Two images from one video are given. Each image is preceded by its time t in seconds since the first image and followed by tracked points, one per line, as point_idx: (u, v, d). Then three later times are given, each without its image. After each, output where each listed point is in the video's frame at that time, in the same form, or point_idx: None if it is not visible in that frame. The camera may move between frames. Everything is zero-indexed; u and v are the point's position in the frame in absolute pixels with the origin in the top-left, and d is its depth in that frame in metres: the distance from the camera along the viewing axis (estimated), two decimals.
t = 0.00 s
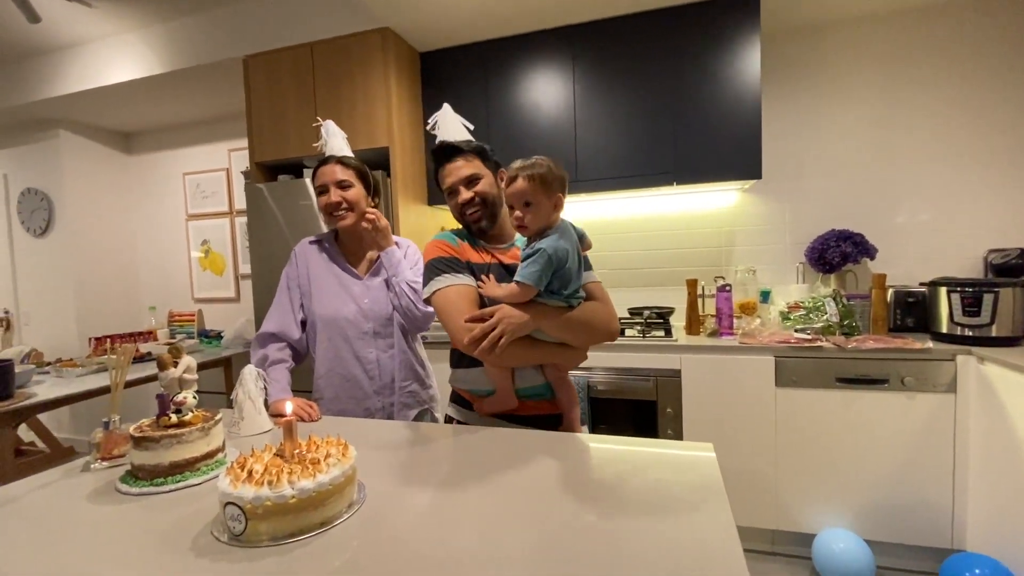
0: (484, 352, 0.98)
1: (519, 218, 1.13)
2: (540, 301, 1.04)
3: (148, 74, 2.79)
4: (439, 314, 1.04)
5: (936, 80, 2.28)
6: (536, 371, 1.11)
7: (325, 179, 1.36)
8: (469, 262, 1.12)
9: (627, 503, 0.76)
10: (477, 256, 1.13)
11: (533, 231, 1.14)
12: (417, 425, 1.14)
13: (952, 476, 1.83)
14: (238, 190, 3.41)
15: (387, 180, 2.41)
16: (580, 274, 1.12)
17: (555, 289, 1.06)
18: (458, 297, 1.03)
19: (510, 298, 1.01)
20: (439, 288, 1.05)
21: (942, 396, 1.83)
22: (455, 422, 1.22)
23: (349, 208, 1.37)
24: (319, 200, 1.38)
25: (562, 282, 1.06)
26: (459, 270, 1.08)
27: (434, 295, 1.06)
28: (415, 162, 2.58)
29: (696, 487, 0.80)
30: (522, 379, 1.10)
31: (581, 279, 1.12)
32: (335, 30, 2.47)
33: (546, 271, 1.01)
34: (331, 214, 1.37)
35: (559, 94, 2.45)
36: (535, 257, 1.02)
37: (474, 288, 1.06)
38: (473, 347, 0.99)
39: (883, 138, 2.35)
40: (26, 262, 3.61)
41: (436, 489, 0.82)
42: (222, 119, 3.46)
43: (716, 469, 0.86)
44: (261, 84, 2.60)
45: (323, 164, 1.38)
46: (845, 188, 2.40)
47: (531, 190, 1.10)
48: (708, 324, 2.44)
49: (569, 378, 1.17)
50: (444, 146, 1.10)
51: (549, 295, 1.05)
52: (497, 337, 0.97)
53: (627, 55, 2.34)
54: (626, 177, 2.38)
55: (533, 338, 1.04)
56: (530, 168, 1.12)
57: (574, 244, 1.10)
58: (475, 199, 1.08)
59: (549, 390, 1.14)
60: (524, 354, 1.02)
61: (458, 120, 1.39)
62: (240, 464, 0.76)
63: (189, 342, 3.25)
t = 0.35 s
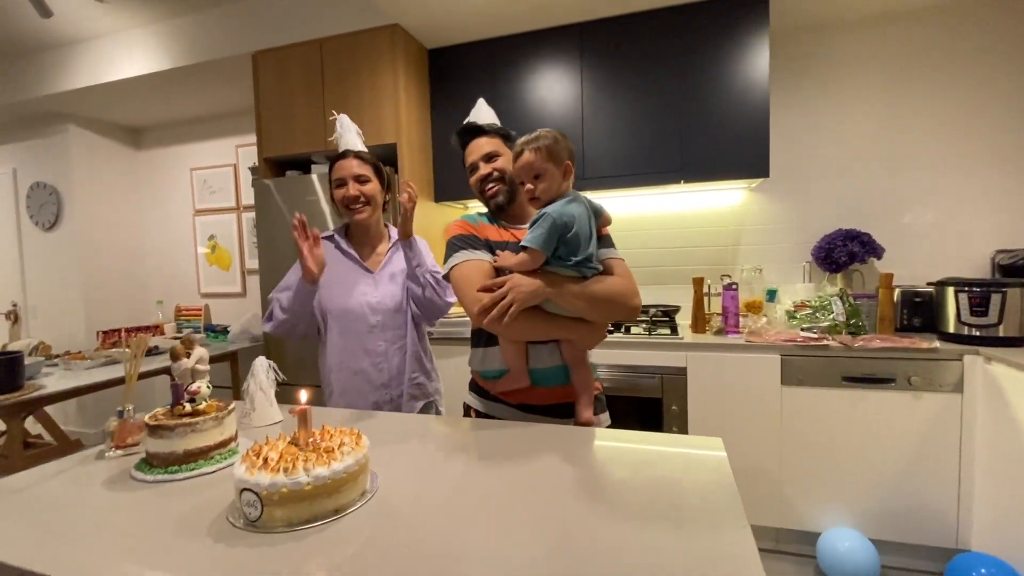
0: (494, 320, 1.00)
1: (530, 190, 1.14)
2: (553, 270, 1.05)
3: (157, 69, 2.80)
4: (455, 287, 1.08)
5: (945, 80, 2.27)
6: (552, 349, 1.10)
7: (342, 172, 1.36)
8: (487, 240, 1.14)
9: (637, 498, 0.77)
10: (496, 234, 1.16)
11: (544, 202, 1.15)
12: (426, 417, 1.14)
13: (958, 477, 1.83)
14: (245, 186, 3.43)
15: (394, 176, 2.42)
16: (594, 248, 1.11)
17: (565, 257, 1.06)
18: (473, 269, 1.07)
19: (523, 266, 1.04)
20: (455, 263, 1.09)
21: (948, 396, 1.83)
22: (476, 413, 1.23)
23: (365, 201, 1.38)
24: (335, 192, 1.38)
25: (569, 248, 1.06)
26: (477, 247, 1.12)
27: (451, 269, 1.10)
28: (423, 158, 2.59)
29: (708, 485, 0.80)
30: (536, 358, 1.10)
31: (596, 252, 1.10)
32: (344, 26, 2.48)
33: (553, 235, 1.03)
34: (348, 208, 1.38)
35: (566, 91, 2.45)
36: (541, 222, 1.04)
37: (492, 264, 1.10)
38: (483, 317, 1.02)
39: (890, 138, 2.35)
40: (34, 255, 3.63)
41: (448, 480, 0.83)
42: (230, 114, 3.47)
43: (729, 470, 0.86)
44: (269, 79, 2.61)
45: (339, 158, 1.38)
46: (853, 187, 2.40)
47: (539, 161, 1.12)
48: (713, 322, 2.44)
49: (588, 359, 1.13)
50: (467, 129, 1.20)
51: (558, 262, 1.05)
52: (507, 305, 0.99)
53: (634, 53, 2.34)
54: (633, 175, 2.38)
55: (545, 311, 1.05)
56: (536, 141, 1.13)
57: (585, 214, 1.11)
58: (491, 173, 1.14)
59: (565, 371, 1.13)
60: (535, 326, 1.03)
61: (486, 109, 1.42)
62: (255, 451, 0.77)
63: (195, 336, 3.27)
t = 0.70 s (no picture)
0: (496, 334, 1.05)
1: (537, 205, 1.11)
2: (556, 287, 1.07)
3: (163, 63, 2.81)
4: (466, 299, 1.13)
5: (954, 79, 2.26)
6: (558, 360, 1.10)
7: (349, 170, 1.36)
8: (498, 252, 1.17)
9: (644, 491, 0.77)
10: (508, 246, 1.18)
11: (551, 218, 1.13)
12: (432, 410, 1.14)
13: (963, 477, 1.82)
14: (250, 181, 3.44)
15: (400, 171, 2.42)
16: (603, 264, 1.09)
17: (567, 275, 1.06)
18: (481, 283, 1.11)
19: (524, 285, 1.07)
20: (466, 276, 1.14)
21: (954, 395, 1.82)
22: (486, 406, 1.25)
23: (370, 198, 1.38)
24: (342, 189, 1.39)
25: (571, 267, 1.06)
26: (486, 260, 1.15)
27: (462, 282, 1.15)
28: (428, 154, 2.59)
29: (718, 483, 0.80)
30: (542, 368, 1.11)
31: (603, 269, 1.08)
32: (351, 21, 2.48)
33: (554, 255, 1.03)
34: (356, 205, 1.38)
35: (572, 88, 2.45)
36: (543, 241, 1.04)
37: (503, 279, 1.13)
38: (487, 330, 1.06)
39: (898, 137, 2.34)
40: (40, 248, 3.65)
41: (454, 472, 0.83)
42: (235, 109, 3.48)
43: (741, 469, 0.84)
44: (276, 74, 2.61)
45: (347, 155, 1.38)
46: (859, 186, 2.39)
47: (550, 176, 1.08)
48: (718, 321, 2.44)
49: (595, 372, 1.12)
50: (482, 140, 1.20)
51: (560, 280, 1.07)
52: (509, 320, 1.03)
53: (641, 49, 2.34)
54: (638, 172, 2.38)
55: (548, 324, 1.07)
56: (547, 154, 1.08)
57: (593, 230, 1.08)
58: (506, 186, 1.15)
59: (571, 382, 1.13)
60: (538, 340, 1.06)
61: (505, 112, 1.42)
62: (264, 439, 0.77)
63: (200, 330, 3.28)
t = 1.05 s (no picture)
0: (486, 312, 1.06)
1: (527, 183, 1.11)
2: (545, 264, 1.07)
3: (168, 62, 2.81)
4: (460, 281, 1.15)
5: (958, 81, 2.25)
6: (549, 343, 1.09)
7: (353, 171, 1.36)
8: (494, 238, 1.18)
9: (645, 493, 0.77)
10: (503, 230, 1.19)
11: (541, 197, 1.12)
12: (434, 409, 1.15)
13: (965, 480, 1.82)
14: (253, 180, 3.44)
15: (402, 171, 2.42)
16: (592, 242, 1.09)
17: (554, 250, 1.06)
18: (472, 263, 1.12)
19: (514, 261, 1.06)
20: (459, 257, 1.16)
21: (957, 398, 1.82)
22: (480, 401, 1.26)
23: (376, 199, 1.39)
24: (347, 190, 1.39)
25: (559, 242, 1.06)
26: (481, 245, 1.16)
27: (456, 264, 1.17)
28: (431, 154, 2.59)
29: (718, 483, 0.80)
30: (533, 352, 1.10)
31: (592, 246, 1.08)
32: (355, 21, 2.48)
33: (542, 230, 1.04)
34: (360, 204, 1.38)
35: (575, 88, 2.45)
36: (532, 216, 1.05)
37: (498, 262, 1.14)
38: (478, 310, 1.08)
39: (901, 139, 2.33)
40: (44, 246, 3.66)
41: (456, 472, 0.84)
42: (239, 108, 3.49)
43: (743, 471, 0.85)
44: (280, 73, 2.62)
45: (353, 155, 1.38)
46: (862, 189, 2.38)
47: (539, 155, 1.08)
48: (720, 322, 2.44)
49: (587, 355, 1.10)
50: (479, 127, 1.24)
51: (547, 256, 1.06)
52: (498, 298, 1.04)
53: (645, 50, 2.34)
54: (641, 173, 2.38)
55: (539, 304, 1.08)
56: (536, 133, 1.08)
57: (581, 208, 1.09)
58: (499, 169, 1.17)
59: (563, 368, 1.11)
60: (528, 318, 1.07)
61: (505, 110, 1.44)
62: (267, 438, 0.77)
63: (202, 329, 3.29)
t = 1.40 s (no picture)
0: (472, 343, 1.07)
1: (511, 220, 1.09)
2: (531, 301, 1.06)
3: (173, 64, 2.84)
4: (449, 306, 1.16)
5: (959, 84, 2.26)
6: (534, 369, 1.12)
7: (365, 172, 1.37)
8: (484, 263, 1.19)
9: (646, 491, 0.78)
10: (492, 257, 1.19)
11: (525, 233, 1.11)
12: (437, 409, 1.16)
13: (966, 481, 1.82)
14: (257, 181, 3.46)
15: (405, 173, 2.44)
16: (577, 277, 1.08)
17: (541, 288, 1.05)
18: (461, 293, 1.12)
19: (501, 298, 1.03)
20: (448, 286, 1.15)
21: (957, 400, 1.82)
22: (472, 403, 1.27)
23: (387, 200, 1.41)
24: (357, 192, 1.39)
25: (547, 280, 1.05)
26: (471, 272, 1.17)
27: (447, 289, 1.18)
28: (434, 156, 2.61)
29: (718, 482, 0.81)
30: (519, 377, 1.14)
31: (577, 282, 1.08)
32: (358, 23, 2.50)
33: (532, 270, 1.01)
34: (373, 206, 1.40)
35: (577, 90, 2.46)
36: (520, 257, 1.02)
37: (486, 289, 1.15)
38: (465, 339, 1.09)
39: (902, 141, 2.34)
40: (49, 246, 3.68)
41: (459, 470, 0.85)
42: (243, 110, 3.51)
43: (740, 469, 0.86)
44: (284, 75, 2.64)
45: (361, 157, 1.39)
46: (863, 190, 2.39)
47: (523, 194, 1.05)
48: (721, 323, 2.44)
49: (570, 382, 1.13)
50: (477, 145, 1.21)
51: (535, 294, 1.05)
52: (484, 330, 1.05)
53: (647, 53, 2.35)
54: (643, 174, 2.39)
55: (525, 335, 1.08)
56: (521, 170, 1.05)
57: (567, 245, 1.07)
58: (491, 196, 1.20)
59: (547, 392, 1.14)
60: (514, 349, 1.07)
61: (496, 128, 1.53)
62: (274, 436, 0.78)
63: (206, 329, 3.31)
